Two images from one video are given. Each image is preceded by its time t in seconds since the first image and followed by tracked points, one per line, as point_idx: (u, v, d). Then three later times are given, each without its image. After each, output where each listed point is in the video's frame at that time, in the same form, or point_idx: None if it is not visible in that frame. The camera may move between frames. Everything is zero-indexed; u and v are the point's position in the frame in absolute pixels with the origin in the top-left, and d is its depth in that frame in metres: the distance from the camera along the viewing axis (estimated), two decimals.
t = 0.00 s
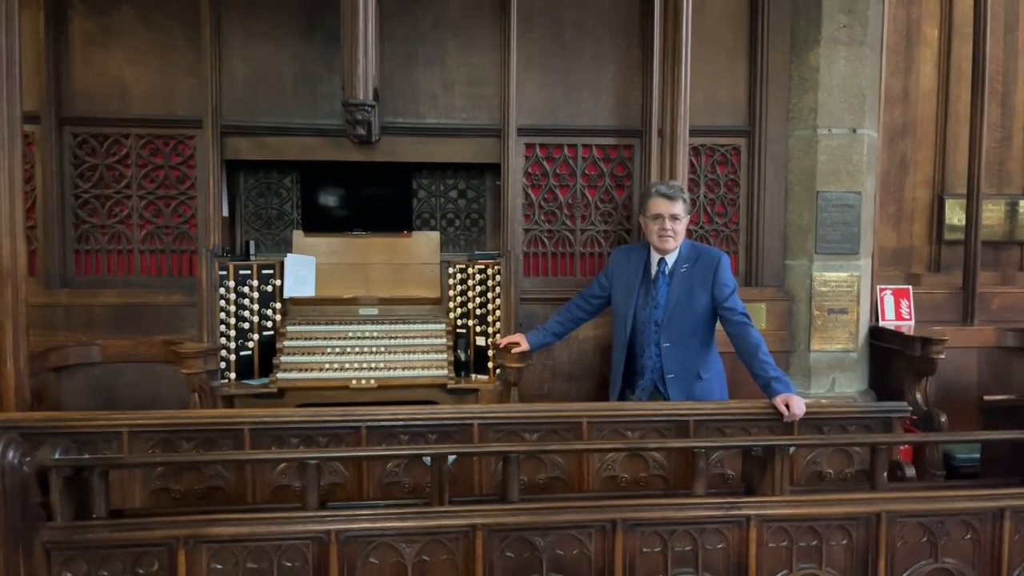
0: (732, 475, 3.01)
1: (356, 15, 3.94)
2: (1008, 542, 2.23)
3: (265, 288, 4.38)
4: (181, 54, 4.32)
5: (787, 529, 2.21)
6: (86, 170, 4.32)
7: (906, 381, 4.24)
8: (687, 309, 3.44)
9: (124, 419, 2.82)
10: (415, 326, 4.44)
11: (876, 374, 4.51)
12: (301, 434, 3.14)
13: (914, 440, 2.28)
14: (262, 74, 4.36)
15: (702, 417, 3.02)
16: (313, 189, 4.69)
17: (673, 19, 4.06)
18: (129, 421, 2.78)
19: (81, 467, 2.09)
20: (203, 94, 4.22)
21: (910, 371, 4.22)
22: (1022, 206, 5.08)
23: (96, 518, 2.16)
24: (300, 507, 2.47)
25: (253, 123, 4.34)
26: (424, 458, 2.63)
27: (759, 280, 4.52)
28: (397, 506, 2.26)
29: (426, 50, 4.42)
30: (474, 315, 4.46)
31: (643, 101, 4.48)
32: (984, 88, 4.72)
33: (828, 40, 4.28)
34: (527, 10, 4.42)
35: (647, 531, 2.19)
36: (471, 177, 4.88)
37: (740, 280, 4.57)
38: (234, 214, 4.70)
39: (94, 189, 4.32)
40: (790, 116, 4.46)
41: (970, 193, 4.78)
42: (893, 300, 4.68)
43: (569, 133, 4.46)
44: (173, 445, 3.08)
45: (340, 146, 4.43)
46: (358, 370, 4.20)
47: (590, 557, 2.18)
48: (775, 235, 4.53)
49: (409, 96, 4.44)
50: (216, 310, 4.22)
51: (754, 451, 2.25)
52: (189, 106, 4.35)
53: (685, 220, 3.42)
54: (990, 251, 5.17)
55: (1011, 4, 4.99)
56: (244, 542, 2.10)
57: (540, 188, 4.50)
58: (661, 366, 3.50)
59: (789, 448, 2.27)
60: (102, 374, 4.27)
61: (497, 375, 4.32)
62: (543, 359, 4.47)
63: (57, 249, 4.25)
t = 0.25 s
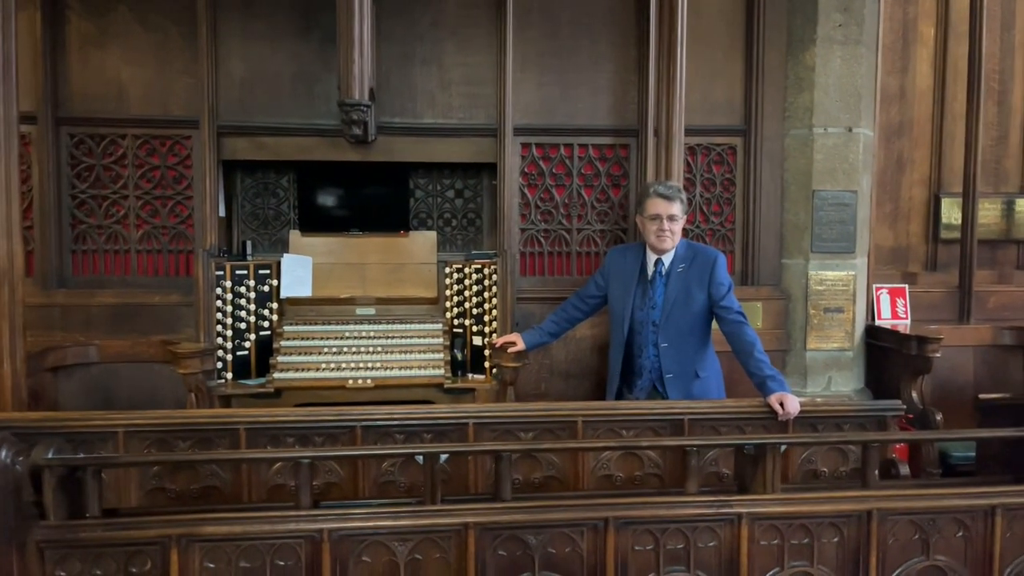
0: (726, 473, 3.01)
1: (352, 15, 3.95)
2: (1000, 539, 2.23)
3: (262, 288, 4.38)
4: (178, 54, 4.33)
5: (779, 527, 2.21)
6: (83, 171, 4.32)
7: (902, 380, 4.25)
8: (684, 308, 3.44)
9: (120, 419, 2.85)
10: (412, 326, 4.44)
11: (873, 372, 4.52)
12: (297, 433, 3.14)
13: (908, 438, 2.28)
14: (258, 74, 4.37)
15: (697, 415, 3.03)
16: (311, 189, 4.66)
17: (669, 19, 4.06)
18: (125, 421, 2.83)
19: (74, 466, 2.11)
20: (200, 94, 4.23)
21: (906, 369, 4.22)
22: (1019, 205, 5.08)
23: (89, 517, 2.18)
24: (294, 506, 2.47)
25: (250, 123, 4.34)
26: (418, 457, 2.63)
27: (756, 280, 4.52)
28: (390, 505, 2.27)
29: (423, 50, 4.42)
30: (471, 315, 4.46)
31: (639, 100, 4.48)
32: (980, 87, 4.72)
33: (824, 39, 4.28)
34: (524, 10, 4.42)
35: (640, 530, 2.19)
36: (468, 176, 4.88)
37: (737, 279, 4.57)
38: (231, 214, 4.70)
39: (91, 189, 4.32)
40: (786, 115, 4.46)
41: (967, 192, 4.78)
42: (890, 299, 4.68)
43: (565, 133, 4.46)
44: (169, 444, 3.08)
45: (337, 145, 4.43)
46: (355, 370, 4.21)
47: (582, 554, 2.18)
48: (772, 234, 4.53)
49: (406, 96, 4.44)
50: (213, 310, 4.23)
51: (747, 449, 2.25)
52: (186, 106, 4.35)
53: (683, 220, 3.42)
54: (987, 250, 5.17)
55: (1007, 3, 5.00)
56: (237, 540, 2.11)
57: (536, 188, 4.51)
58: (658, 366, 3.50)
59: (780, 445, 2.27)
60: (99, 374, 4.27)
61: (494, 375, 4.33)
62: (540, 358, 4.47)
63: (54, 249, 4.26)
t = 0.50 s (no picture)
0: (720, 474, 3.02)
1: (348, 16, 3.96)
2: (990, 540, 2.24)
3: (258, 288, 4.37)
4: (174, 54, 4.33)
5: (770, 528, 2.22)
6: (79, 170, 4.32)
7: (896, 381, 4.27)
8: (679, 309, 3.45)
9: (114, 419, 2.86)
10: (407, 326, 4.46)
11: (868, 373, 4.54)
12: (291, 433, 3.15)
13: (899, 439, 2.29)
14: (255, 74, 4.37)
15: (689, 416, 3.04)
16: (308, 188, 4.66)
17: (665, 19, 4.07)
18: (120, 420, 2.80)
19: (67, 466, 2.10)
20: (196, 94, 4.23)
21: (900, 371, 4.24)
22: (1013, 207, 5.10)
23: (82, 516, 2.18)
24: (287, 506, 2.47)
25: (246, 122, 4.35)
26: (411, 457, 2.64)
27: (751, 281, 4.54)
28: (384, 505, 2.28)
29: (419, 50, 4.43)
30: (466, 315, 4.48)
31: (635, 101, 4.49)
32: (975, 90, 4.74)
33: (819, 41, 4.30)
34: (520, 10, 4.43)
35: (631, 530, 2.20)
36: (464, 176, 4.89)
37: (732, 280, 4.59)
38: (227, 213, 4.70)
39: (87, 188, 4.32)
40: (781, 116, 4.47)
41: (961, 194, 4.79)
42: (884, 300, 4.70)
43: (561, 133, 4.47)
44: (164, 444, 3.09)
45: (333, 145, 4.43)
46: (350, 369, 4.23)
47: (574, 554, 2.19)
48: (767, 235, 4.55)
49: (402, 96, 4.45)
50: (209, 309, 4.23)
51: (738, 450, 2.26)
52: (182, 105, 4.35)
53: (678, 222, 3.42)
54: (982, 251, 5.19)
55: (1003, 6, 5.01)
56: (230, 540, 2.12)
57: (532, 188, 4.52)
58: (653, 367, 3.51)
59: (772, 446, 2.28)
60: (95, 373, 4.28)
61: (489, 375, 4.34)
62: (535, 358, 4.48)
63: (50, 248, 4.26)
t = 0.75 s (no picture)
0: (718, 472, 3.03)
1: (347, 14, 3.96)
2: (987, 539, 2.25)
3: (256, 285, 4.39)
4: (173, 51, 4.32)
5: (768, 526, 2.23)
6: (77, 167, 4.31)
7: (894, 380, 4.28)
8: (677, 308, 3.46)
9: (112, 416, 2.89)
10: (406, 324, 4.48)
11: (865, 372, 4.55)
12: (290, 431, 3.15)
13: (897, 439, 2.30)
14: (254, 72, 4.37)
15: (689, 415, 3.06)
16: (306, 186, 4.65)
17: (664, 19, 4.07)
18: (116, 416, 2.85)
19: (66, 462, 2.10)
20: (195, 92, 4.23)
21: (898, 370, 4.25)
22: (1011, 207, 5.11)
23: (81, 513, 2.18)
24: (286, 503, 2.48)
25: (245, 120, 4.34)
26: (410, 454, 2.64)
27: (749, 280, 4.55)
28: (383, 502, 2.28)
29: (419, 49, 4.43)
30: (465, 313, 4.48)
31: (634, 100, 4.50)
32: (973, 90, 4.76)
33: (818, 41, 4.31)
34: (520, 9, 4.43)
35: (630, 528, 2.20)
36: (463, 175, 4.89)
37: (730, 280, 4.60)
38: (226, 211, 4.70)
39: (85, 185, 4.32)
40: (780, 116, 4.48)
41: (959, 194, 4.81)
42: (882, 300, 4.71)
43: (560, 132, 4.47)
44: (162, 441, 3.09)
45: (332, 143, 4.43)
46: (349, 367, 4.25)
47: (573, 552, 2.20)
48: (765, 234, 4.55)
49: (401, 94, 4.45)
50: (207, 307, 4.23)
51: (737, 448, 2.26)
52: (180, 103, 4.35)
53: (675, 221, 3.43)
54: (979, 252, 5.20)
55: (1001, 7, 5.03)
56: (229, 537, 2.12)
57: (531, 187, 4.52)
58: (651, 365, 3.52)
59: (770, 445, 2.28)
60: (93, 370, 4.27)
61: (487, 373, 4.36)
62: (534, 356, 4.49)
63: (48, 245, 4.26)
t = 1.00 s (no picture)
0: (712, 471, 3.05)
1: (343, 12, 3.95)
2: (980, 538, 2.26)
3: (251, 284, 4.38)
4: (167, 48, 4.30)
5: (762, 524, 2.23)
6: (71, 164, 4.29)
7: (887, 380, 4.30)
8: (671, 307, 3.47)
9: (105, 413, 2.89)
10: (401, 323, 4.44)
11: (857, 372, 4.59)
12: (284, 429, 3.15)
13: (890, 437, 2.30)
14: (249, 69, 4.35)
15: (684, 414, 3.10)
16: (302, 184, 4.65)
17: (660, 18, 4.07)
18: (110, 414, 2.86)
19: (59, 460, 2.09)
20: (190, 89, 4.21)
21: (891, 370, 4.27)
22: (1004, 207, 5.14)
23: (75, 511, 2.17)
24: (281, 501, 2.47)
25: (240, 118, 4.33)
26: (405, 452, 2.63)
27: (743, 280, 4.56)
28: (378, 500, 2.28)
29: (414, 47, 4.42)
30: (460, 312, 4.49)
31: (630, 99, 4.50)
32: (967, 91, 4.77)
33: (813, 41, 4.32)
34: (516, 8, 4.43)
35: (625, 526, 2.21)
36: (458, 173, 4.88)
37: (724, 280, 4.60)
38: (220, 209, 4.68)
39: (79, 182, 4.30)
40: (775, 116, 4.49)
41: (953, 195, 4.83)
42: (876, 300, 4.73)
43: (555, 131, 4.47)
44: (156, 439, 3.08)
45: (327, 141, 4.42)
46: (343, 366, 4.25)
47: (568, 551, 2.20)
48: (760, 234, 4.57)
49: (397, 93, 4.44)
50: (201, 305, 4.22)
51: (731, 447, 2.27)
52: (175, 100, 4.33)
53: (669, 220, 3.44)
54: (972, 252, 5.23)
55: (995, 8, 5.05)
56: (223, 535, 2.11)
57: (526, 186, 4.52)
58: (644, 364, 3.53)
59: (765, 444, 2.28)
60: (86, 368, 4.26)
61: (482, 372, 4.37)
62: (529, 355, 4.49)
63: (41, 243, 4.24)
